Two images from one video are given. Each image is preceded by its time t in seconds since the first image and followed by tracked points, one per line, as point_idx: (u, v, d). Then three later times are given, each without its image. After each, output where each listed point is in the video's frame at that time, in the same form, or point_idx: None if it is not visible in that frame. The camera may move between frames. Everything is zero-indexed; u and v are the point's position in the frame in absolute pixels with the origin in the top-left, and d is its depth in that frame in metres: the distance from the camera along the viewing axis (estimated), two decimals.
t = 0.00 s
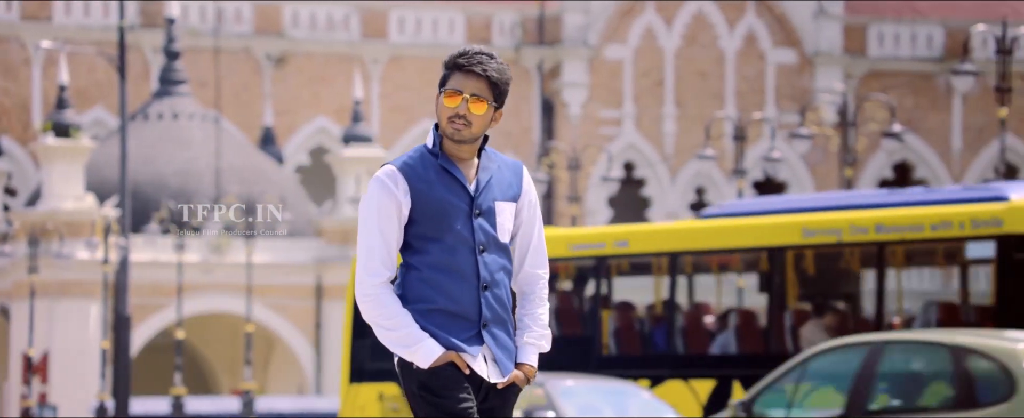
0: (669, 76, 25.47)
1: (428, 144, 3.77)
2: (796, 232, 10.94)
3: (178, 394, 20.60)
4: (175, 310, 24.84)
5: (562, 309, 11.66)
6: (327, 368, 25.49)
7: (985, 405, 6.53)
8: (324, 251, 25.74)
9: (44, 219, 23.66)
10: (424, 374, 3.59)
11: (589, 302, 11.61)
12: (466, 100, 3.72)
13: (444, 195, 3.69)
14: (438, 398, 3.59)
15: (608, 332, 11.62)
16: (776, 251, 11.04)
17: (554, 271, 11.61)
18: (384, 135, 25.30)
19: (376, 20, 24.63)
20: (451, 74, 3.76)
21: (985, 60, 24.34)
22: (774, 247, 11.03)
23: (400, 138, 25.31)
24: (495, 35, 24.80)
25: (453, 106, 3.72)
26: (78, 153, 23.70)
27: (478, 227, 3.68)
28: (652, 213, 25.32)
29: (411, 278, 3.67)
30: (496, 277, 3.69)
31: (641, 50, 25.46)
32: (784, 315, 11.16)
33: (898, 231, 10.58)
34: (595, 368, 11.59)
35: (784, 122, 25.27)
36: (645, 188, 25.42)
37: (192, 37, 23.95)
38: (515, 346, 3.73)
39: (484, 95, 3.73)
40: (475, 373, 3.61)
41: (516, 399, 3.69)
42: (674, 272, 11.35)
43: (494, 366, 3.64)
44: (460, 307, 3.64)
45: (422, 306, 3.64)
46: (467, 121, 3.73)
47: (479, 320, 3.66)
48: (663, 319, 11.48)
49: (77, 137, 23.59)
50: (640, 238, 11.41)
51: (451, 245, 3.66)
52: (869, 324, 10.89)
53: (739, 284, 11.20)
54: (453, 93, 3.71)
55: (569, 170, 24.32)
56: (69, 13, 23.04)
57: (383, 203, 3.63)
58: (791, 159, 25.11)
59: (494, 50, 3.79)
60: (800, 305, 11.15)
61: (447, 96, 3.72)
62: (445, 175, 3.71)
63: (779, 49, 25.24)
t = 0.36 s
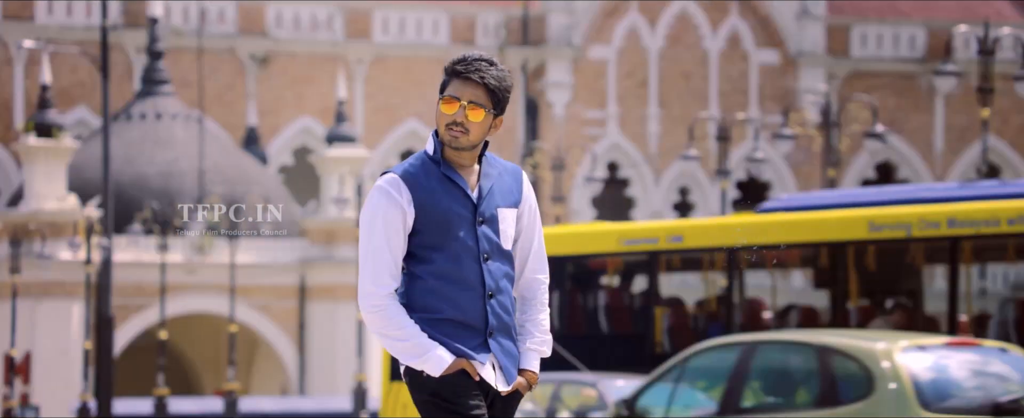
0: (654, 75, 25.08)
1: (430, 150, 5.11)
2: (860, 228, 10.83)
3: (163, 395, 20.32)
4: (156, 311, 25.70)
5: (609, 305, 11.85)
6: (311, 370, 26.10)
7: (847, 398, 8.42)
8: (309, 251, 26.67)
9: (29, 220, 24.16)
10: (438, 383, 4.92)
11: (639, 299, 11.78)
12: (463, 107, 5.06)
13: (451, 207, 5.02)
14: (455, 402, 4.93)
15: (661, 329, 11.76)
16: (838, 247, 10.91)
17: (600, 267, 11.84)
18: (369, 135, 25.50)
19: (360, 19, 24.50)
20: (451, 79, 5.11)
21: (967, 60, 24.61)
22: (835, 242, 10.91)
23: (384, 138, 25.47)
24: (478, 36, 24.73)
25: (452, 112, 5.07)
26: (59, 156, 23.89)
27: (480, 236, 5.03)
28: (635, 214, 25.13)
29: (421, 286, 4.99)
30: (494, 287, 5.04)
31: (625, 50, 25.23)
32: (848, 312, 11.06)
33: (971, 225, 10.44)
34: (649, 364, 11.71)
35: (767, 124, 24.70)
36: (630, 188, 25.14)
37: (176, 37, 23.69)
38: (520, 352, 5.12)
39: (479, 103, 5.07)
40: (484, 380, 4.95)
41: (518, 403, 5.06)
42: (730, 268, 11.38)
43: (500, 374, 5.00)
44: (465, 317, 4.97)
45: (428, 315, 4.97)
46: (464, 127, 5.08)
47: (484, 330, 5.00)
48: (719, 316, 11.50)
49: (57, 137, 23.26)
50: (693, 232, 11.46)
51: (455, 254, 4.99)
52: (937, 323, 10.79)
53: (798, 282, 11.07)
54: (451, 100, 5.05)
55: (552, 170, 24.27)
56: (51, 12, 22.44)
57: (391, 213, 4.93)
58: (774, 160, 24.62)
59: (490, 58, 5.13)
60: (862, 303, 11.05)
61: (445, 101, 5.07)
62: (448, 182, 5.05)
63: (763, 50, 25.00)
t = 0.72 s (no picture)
0: (654, 75, 25.05)
1: (430, 152, 5.11)
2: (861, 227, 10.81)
3: (162, 394, 20.33)
4: (156, 311, 25.68)
5: (609, 305, 11.79)
6: (311, 370, 26.11)
7: (845, 396, 8.43)
8: (308, 251, 26.67)
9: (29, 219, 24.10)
10: (438, 381, 4.92)
11: (639, 300, 11.72)
12: (463, 107, 5.07)
13: (452, 207, 5.02)
14: (454, 401, 4.93)
15: (661, 330, 11.70)
16: (838, 247, 10.90)
17: (600, 267, 11.76)
18: (369, 135, 25.47)
19: (360, 20, 24.52)
20: (452, 81, 5.11)
21: (967, 60, 24.63)
22: (835, 242, 10.90)
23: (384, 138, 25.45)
24: (478, 36, 24.74)
25: (452, 113, 5.07)
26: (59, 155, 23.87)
27: (480, 237, 5.03)
28: (635, 214, 25.04)
29: (421, 286, 4.99)
30: (495, 285, 5.04)
31: (625, 50, 25.20)
32: (848, 312, 11.00)
33: (971, 225, 10.45)
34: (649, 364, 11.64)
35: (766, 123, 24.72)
36: (630, 188, 25.09)
37: (176, 37, 23.69)
38: (520, 352, 5.12)
39: (480, 103, 5.07)
40: (484, 379, 4.95)
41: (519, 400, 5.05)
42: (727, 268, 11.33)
43: (500, 374, 5.00)
44: (466, 317, 4.98)
45: (431, 315, 4.97)
46: (464, 126, 5.08)
47: (484, 329, 5.01)
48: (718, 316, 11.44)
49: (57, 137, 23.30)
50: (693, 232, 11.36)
51: (456, 254, 4.99)
52: (938, 323, 10.76)
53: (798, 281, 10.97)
54: (451, 100, 5.05)
55: (552, 169, 24.25)
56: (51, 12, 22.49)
57: (392, 215, 4.93)
58: (774, 160, 24.60)
59: (490, 58, 5.12)
60: (862, 303, 11.01)
61: (445, 101, 5.07)
62: (448, 184, 5.05)
63: (763, 50, 24.97)
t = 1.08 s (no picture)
0: (654, 76, 25.01)
1: (429, 152, 5.11)
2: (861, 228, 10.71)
3: (162, 395, 20.30)
4: (155, 311, 25.69)
5: (609, 305, 11.70)
6: (311, 370, 26.11)
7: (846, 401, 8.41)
8: (308, 251, 26.69)
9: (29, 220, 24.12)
10: (437, 380, 4.92)
11: (639, 300, 11.59)
12: (463, 108, 5.07)
13: (452, 207, 5.02)
14: (454, 400, 4.93)
15: (661, 329, 11.48)
16: (838, 247, 10.77)
17: (600, 268, 11.70)
18: (370, 135, 25.46)
19: (360, 20, 24.53)
20: (452, 81, 5.11)
21: (967, 60, 24.63)
22: (835, 242, 10.78)
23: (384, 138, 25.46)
24: (478, 36, 24.73)
25: (451, 113, 5.07)
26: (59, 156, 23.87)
27: (480, 237, 5.03)
28: (635, 214, 25.14)
29: (421, 287, 4.99)
30: (495, 285, 5.04)
31: (625, 50, 25.17)
32: (848, 312, 10.79)
33: (971, 226, 10.36)
34: (649, 364, 11.45)
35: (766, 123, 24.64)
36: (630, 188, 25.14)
37: (176, 37, 23.68)
38: (520, 352, 5.12)
39: (480, 103, 5.07)
40: (484, 379, 4.95)
41: (519, 401, 5.05)
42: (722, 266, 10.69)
43: (500, 374, 5.00)
44: (466, 316, 4.97)
45: (429, 315, 4.97)
46: (464, 127, 5.08)
47: (484, 330, 5.01)
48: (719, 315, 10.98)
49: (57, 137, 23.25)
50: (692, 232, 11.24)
51: (456, 254, 4.99)
52: (937, 323, 10.58)
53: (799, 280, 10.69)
54: (451, 100, 5.05)
55: (553, 169, 24.22)
56: (51, 12, 22.44)
57: (391, 214, 4.92)
58: (774, 160, 24.57)
59: (490, 58, 5.12)
60: (862, 303, 10.83)
61: (445, 101, 5.07)
62: (448, 183, 5.05)
63: (763, 50, 24.96)
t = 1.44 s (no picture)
0: (654, 76, 24.97)
1: (430, 152, 5.11)
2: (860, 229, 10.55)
3: (163, 395, 20.28)
4: (156, 311, 25.64)
5: (609, 305, 11.40)
6: (311, 370, 26.12)
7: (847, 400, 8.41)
8: (308, 251, 26.70)
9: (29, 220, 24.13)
10: (437, 380, 4.92)
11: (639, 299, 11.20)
12: (463, 108, 5.06)
13: (451, 207, 5.02)
14: (453, 400, 4.93)
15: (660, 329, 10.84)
16: (838, 247, 10.60)
17: (600, 268, 11.49)
18: (370, 136, 25.42)
19: (360, 19, 24.57)
20: (453, 80, 5.11)
21: (967, 60, 24.64)
22: (835, 242, 10.62)
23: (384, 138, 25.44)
24: (478, 36, 24.75)
25: (451, 113, 5.07)
26: (59, 156, 23.80)
27: (480, 237, 5.03)
28: (635, 214, 25.09)
29: (422, 286, 4.99)
30: (495, 285, 5.04)
31: (625, 50, 25.10)
32: (848, 311, 10.50)
33: (970, 226, 10.21)
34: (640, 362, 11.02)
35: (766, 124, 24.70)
36: (630, 188, 25.08)
37: (176, 37, 23.75)
38: (521, 351, 5.12)
39: (479, 103, 5.06)
40: (483, 379, 4.95)
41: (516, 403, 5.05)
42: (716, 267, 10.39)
43: (501, 373, 5.00)
44: (465, 316, 4.97)
45: (428, 315, 4.97)
46: (464, 128, 5.08)
47: (483, 330, 5.01)
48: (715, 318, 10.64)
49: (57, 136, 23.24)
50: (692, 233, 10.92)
51: (456, 254, 4.99)
52: (937, 324, 10.32)
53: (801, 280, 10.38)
54: (451, 100, 5.05)
55: (552, 169, 24.18)
56: (51, 12, 22.49)
57: (393, 214, 4.93)
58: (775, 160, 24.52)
59: (491, 58, 5.11)
60: (862, 303, 10.54)
61: (445, 101, 5.07)
62: (448, 184, 5.05)
63: (763, 50, 24.94)
